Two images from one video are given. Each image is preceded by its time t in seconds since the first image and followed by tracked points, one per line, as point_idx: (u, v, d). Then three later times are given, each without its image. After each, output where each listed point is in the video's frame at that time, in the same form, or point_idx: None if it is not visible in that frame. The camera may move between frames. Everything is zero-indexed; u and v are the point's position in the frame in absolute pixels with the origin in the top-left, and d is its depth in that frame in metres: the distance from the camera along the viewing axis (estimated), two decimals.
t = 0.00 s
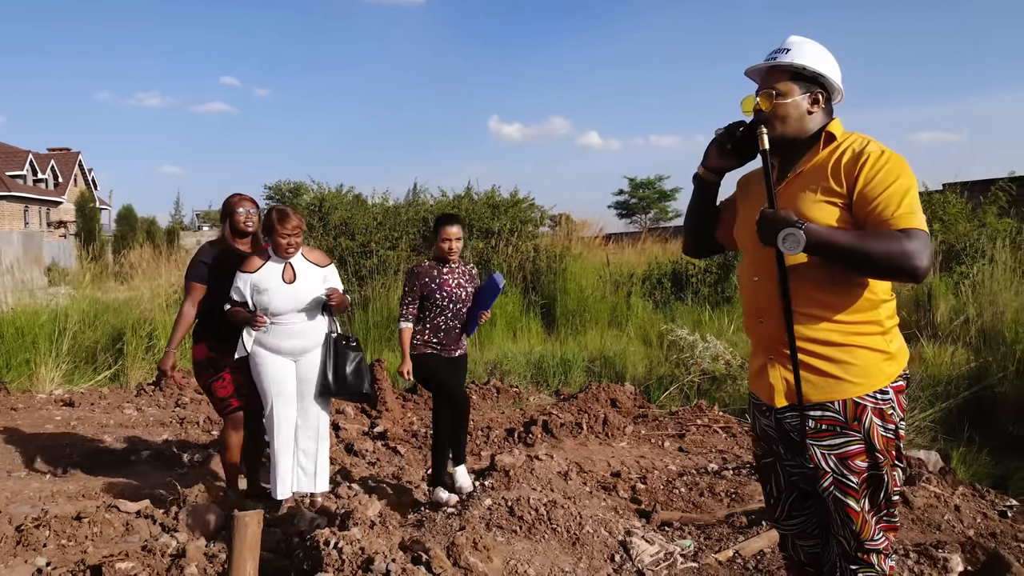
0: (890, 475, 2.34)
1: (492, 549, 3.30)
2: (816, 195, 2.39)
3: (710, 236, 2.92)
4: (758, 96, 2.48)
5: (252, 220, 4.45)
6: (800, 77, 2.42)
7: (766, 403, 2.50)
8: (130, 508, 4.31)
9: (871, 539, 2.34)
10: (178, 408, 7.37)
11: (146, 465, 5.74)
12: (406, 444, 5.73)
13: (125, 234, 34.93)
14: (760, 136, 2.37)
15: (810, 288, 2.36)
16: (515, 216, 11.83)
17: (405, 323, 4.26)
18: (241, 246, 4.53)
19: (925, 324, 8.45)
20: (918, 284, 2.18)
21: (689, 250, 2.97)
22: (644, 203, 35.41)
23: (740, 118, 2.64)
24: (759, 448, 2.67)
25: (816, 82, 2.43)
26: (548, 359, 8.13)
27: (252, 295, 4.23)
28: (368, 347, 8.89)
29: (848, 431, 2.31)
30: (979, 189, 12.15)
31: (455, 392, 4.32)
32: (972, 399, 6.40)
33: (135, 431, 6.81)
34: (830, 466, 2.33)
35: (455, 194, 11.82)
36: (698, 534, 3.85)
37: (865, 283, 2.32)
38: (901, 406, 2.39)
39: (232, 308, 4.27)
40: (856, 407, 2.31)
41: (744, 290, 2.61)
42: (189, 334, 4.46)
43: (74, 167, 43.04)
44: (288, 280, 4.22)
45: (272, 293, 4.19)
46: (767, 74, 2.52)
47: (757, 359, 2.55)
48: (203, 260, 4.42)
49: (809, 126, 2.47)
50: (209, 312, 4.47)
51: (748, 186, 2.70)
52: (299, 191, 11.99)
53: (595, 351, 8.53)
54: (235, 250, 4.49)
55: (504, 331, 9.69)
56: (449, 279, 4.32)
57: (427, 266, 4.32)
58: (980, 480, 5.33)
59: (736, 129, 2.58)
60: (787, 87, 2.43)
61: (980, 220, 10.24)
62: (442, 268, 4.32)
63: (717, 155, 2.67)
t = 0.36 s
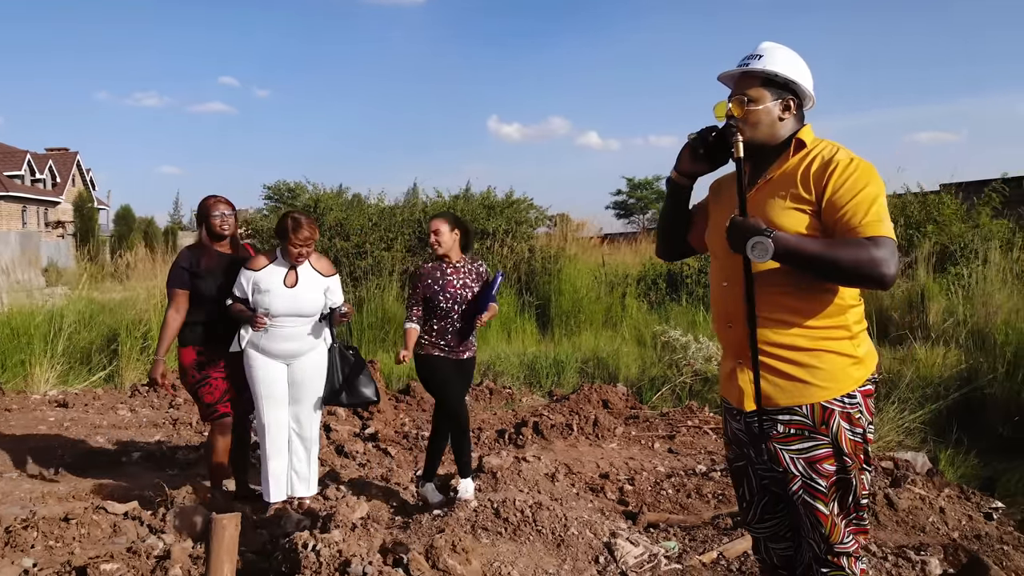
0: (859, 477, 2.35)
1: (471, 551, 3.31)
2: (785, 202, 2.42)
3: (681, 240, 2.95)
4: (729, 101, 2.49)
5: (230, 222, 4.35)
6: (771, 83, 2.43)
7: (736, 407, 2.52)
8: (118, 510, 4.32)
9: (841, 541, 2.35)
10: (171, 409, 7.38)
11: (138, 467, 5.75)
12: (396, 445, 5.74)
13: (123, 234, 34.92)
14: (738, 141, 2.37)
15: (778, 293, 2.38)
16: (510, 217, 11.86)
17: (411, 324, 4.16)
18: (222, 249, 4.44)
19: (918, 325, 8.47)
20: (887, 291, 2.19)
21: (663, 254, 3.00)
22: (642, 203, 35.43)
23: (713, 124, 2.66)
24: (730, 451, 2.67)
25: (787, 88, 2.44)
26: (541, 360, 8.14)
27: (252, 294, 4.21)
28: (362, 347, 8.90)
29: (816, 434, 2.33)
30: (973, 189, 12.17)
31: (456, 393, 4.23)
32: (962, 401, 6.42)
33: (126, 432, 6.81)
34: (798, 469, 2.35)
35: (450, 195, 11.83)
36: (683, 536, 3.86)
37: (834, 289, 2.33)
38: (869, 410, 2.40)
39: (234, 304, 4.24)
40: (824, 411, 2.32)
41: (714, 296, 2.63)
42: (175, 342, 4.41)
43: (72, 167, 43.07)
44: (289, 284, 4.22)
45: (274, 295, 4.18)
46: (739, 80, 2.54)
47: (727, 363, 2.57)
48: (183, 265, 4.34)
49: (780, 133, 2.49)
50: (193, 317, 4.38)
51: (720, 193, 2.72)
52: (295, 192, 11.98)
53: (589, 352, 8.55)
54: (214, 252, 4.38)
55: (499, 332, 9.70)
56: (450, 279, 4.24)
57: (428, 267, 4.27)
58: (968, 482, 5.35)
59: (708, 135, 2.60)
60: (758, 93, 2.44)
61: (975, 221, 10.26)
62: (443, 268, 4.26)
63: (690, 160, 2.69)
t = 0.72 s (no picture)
0: (832, 484, 2.36)
1: (454, 556, 3.33)
2: (756, 211, 2.44)
3: (654, 245, 2.99)
4: (703, 111, 2.55)
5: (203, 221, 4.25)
6: (744, 92, 2.49)
7: (710, 414, 2.53)
8: (108, 512, 4.33)
9: (816, 548, 2.36)
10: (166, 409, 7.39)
11: (131, 469, 5.76)
12: (388, 448, 5.75)
13: (123, 235, 34.92)
14: (709, 153, 2.46)
15: (748, 300, 2.40)
16: (508, 218, 11.86)
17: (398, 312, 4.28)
18: (200, 250, 4.35)
19: (913, 327, 8.48)
20: (855, 298, 2.23)
21: (639, 258, 3.02)
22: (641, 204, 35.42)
23: (687, 133, 2.71)
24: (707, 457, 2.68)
25: (760, 97, 2.50)
26: (536, 361, 8.14)
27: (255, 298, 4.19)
28: (358, 349, 8.90)
29: (789, 441, 2.34)
30: (970, 190, 12.17)
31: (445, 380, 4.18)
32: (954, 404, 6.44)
33: (121, 433, 6.83)
34: (771, 476, 2.36)
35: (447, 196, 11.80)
36: (671, 539, 3.90)
37: (804, 296, 2.35)
38: (842, 417, 2.41)
39: (230, 308, 4.18)
40: (796, 418, 2.33)
41: (688, 304, 2.66)
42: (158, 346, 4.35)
43: (72, 167, 43.10)
44: (292, 286, 4.22)
45: (278, 298, 4.18)
46: (713, 89, 2.59)
47: (701, 371, 2.59)
48: (161, 269, 4.24)
49: (754, 141, 2.55)
50: (178, 320, 4.32)
51: (694, 201, 2.75)
52: (293, 193, 11.99)
53: (584, 353, 8.55)
54: (191, 254, 4.29)
55: (495, 333, 9.71)
56: (437, 271, 4.24)
57: (418, 261, 4.31)
58: (959, 485, 5.39)
59: (682, 143, 2.67)
60: (731, 103, 2.50)
61: (971, 223, 10.27)
62: (431, 262, 4.27)
63: (665, 167, 2.75)
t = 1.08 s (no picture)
0: (831, 488, 2.36)
1: (454, 559, 3.35)
2: (756, 216, 2.45)
3: (654, 250, 3.00)
4: (702, 118, 2.55)
5: (199, 225, 4.26)
6: (742, 98, 2.49)
7: (710, 418, 2.54)
8: (110, 513, 4.34)
9: (814, 552, 2.36)
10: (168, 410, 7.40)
11: (133, 470, 5.77)
12: (390, 449, 5.76)
13: (125, 235, 34.94)
14: (708, 159, 2.47)
15: (748, 304, 2.40)
16: (509, 219, 11.88)
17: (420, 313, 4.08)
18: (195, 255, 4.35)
19: (915, 328, 8.47)
20: (854, 303, 2.24)
21: (637, 261, 3.03)
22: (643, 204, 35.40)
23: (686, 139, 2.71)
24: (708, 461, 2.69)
25: (758, 103, 2.50)
26: (538, 362, 8.13)
27: (264, 293, 4.18)
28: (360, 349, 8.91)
29: (789, 445, 2.34)
30: (972, 190, 12.17)
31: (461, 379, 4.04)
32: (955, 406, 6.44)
33: (123, 434, 6.83)
34: (771, 479, 2.36)
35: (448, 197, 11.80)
36: (672, 541, 3.93)
37: (804, 301, 2.36)
38: (842, 421, 2.41)
39: (236, 306, 4.15)
40: (796, 422, 2.34)
41: (688, 308, 2.66)
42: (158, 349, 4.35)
43: (74, 167, 43.14)
44: (302, 279, 4.26)
45: (288, 290, 4.19)
46: (711, 96, 2.59)
47: (701, 375, 2.60)
48: (156, 275, 4.23)
49: (752, 147, 2.55)
50: (176, 325, 4.34)
51: (693, 207, 2.76)
52: (295, 193, 11.99)
53: (585, 354, 8.56)
54: (187, 258, 4.30)
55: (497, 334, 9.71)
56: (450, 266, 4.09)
57: (428, 259, 4.15)
58: (960, 487, 5.40)
59: (680, 148, 2.67)
60: (729, 109, 2.50)
61: (972, 224, 10.28)
62: (442, 258, 4.12)
63: (663, 173, 2.76)
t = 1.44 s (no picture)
0: (832, 481, 2.37)
1: (458, 553, 3.36)
2: (759, 209, 2.46)
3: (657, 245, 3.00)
4: (704, 111, 2.56)
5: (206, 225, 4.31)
6: (745, 92, 2.50)
7: (713, 410, 2.55)
8: (112, 510, 4.35)
9: (815, 545, 2.37)
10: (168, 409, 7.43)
11: (134, 467, 5.77)
12: (391, 446, 5.76)
13: (124, 234, 34.92)
14: (712, 152, 2.47)
15: (751, 296, 2.41)
16: (509, 217, 11.89)
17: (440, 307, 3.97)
18: (195, 253, 4.36)
19: (915, 327, 8.48)
20: (857, 296, 2.24)
21: (639, 257, 3.04)
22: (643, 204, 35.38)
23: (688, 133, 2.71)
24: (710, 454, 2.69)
25: (760, 97, 2.50)
26: (538, 360, 8.11)
27: (268, 291, 4.15)
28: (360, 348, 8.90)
29: (790, 437, 2.35)
30: (972, 190, 12.19)
31: (480, 376, 3.94)
32: (955, 404, 6.45)
33: (123, 432, 6.83)
34: (773, 472, 2.37)
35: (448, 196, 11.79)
36: (674, 537, 3.93)
37: (806, 293, 2.36)
38: (843, 413, 2.42)
39: (240, 304, 4.09)
40: (798, 414, 2.34)
41: (690, 301, 2.67)
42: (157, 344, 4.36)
43: (74, 167, 43.14)
44: (307, 274, 4.24)
45: (293, 284, 4.17)
46: (713, 90, 2.59)
47: (703, 368, 2.61)
48: (156, 272, 4.24)
49: (754, 141, 2.56)
50: (175, 322, 4.33)
51: (696, 200, 2.77)
52: (295, 192, 11.98)
53: (585, 353, 8.56)
54: (187, 256, 4.30)
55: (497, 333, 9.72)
56: (472, 260, 3.96)
57: (448, 252, 4.00)
58: (961, 484, 5.41)
59: (683, 142, 2.68)
60: (731, 103, 2.50)
61: (972, 223, 10.29)
62: (463, 252, 3.98)
63: (665, 167, 2.77)
